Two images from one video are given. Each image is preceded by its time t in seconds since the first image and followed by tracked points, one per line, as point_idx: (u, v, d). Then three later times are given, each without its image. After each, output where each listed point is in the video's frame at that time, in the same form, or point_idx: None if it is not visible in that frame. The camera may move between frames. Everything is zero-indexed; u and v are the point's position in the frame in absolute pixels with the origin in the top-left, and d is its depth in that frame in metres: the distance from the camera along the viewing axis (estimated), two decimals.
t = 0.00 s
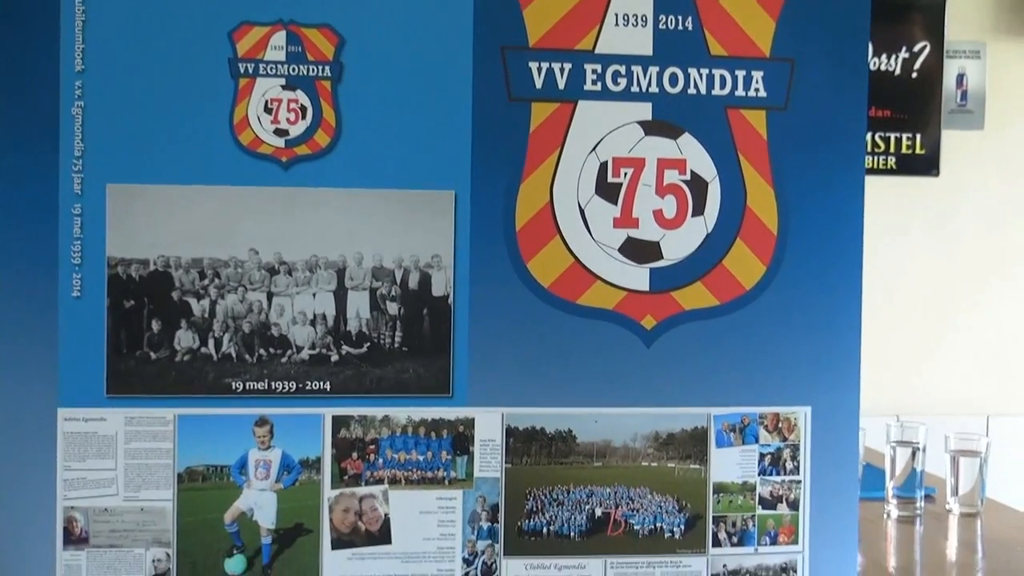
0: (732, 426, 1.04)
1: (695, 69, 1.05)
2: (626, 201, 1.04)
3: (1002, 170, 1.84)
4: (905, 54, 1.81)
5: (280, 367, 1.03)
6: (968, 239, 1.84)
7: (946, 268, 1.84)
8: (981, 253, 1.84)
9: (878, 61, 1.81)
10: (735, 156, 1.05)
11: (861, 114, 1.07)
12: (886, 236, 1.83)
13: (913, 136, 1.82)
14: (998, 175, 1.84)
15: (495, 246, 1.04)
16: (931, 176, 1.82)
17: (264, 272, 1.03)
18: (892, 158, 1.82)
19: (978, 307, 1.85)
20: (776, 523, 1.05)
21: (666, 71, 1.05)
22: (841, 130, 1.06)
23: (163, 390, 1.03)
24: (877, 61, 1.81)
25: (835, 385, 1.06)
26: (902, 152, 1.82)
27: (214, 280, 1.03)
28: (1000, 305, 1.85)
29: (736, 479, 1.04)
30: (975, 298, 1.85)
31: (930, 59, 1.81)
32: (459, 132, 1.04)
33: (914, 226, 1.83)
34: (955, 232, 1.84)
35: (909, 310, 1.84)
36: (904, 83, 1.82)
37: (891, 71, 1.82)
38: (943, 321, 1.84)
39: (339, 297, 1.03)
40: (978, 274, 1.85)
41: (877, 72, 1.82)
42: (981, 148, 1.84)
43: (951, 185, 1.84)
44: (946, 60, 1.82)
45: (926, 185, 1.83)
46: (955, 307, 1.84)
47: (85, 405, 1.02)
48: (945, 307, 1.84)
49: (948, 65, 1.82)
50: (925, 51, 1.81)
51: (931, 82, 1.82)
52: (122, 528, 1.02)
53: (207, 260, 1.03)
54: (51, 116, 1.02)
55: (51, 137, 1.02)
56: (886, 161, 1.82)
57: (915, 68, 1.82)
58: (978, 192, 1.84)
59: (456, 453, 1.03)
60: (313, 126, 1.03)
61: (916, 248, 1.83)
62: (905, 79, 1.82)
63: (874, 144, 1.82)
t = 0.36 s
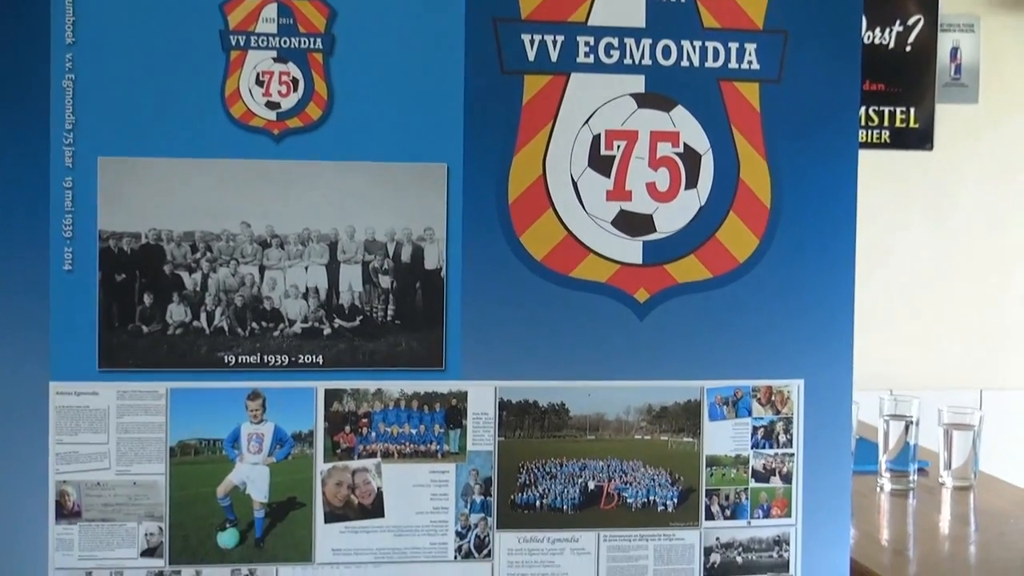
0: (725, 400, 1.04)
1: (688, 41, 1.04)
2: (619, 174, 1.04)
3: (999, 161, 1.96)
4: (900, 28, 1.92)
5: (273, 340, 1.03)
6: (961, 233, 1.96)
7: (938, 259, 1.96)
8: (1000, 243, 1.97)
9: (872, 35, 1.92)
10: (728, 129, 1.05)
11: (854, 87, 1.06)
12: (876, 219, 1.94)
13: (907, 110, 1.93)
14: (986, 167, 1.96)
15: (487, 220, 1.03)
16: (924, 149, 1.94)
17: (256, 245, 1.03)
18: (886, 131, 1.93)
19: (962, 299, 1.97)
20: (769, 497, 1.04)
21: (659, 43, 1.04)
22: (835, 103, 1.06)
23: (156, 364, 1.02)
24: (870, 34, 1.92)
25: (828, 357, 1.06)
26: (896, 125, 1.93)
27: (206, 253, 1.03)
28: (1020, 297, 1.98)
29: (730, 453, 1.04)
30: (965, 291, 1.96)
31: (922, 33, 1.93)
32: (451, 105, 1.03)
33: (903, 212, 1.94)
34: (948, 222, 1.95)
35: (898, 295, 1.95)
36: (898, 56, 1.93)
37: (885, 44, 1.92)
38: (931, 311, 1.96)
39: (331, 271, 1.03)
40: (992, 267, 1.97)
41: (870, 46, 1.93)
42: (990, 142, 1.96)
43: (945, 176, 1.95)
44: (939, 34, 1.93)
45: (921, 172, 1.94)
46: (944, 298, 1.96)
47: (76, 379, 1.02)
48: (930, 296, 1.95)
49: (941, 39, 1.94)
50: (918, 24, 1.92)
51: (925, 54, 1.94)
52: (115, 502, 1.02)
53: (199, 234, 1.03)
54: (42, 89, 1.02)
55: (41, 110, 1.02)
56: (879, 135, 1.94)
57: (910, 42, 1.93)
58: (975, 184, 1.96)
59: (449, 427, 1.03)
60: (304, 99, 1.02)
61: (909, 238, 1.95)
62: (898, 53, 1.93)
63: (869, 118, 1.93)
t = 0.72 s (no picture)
0: (719, 375, 1.05)
1: (683, 17, 1.04)
2: (614, 149, 1.04)
3: (987, 151, 2.10)
4: (895, 6, 2.06)
5: (267, 315, 1.03)
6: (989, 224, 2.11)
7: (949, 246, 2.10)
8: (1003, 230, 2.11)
9: (869, 13, 2.06)
10: (723, 105, 1.05)
11: (849, 62, 1.06)
12: (866, 196, 2.07)
13: (901, 88, 2.07)
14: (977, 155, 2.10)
15: (481, 195, 1.03)
16: (918, 127, 2.07)
17: (250, 220, 1.03)
18: (880, 109, 2.06)
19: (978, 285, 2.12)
20: (762, 473, 1.05)
21: (653, 19, 1.04)
22: (830, 80, 1.06)
23: (150, 338, 1.02)
24: (866, 13, 2.06)
25: (823, 334, 1.06)
26: (890, 103, 2.07)
27: (200, 228, 1.03)
28: (1002, 282, 2.13)
29: (723, 428, 1.04)
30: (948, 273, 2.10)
31: (916, 13, 2.07)
32: (446, 80, 1.03)
33: (892, 192, 2.08)
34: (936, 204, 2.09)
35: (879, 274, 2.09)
36: (896, 33, 2.07)
37: (880, 23, 2.06)
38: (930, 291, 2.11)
39: (325, 246, 1.03)
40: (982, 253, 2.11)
41: (868, 24, 2.06)
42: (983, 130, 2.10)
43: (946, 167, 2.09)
44: (935, 13, 2.07)
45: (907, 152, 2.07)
46: (939, 286, 2.10)
47: (71, 353, 1.02)
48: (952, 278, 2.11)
49: (937, 16, 2.08)
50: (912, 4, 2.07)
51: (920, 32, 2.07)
52: (109, 477, 1.02)
53: (193, 209, 1.02)
54: (35, 63, 1.01)
55: (34, 84, 1.01)
56: (874, 113, 2.07)
57: (904, 20, 2.06)
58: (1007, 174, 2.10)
59: (443, 402, 1.03)
60: (298, 73, 1.02)
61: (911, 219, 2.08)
62: (897, 30, 2.07)
63: (863, 97, 2.06)
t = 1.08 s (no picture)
0: (713, 350, 1.05)
1: None
2: (609, 124, 1.04)
3: (982, 133, 2.09)
4: None
5: (262, 290, 1.03)
6: None
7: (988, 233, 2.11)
8: (958, 214, 2.10)
9: None
10: (718, 81, 1.05)
11: (844, 38, 1.06)
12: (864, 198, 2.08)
13: (896, 65, 2.04)
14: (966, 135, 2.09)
15: (476, 170, 1.03)
16: (914, 104, 2.06)
17: (245, 194, 1.03)
18: (876, 86, 2.05)
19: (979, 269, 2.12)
20: (756, 448, 1.05)
21: None
22: (825, 55, 1.06)
23: (145, 312, 1.02)
24: None
25: (817, 310, 1.06)
26: (885, 80, 2.05)
27: (195, 202, 1.02)
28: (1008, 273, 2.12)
29: (718, 404, 1.05)
30: (946, 267, 2.11)
31: None
32: (440, 55, 1.03)
33: (891, 184, 2.08)
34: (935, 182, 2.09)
35: (875, 267, 2.09)
36: (890, 9, 2.03)
37: None
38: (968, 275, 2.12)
39: (320, 220, 1.03)
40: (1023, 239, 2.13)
41: None
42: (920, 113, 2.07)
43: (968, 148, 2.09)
44: None
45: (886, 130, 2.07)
46: (960, 279, 2.11)
47: (66, 327, 1.02)
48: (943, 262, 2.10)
49: None
50: None
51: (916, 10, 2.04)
52: (103, 451, 1.02)
53: (188, 182, 1.02)
54: (29, 37, 1.01)
55: (29, 58, 1.01)
56: (870, 91, 2.05)
57: None
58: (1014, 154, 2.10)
59: (437, 376, 1.03)
60: (294, 48, 1.02)
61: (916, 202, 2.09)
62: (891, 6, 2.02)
63: (858, 73, 2.04)
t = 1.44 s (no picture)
0: (711, 327, 1.05)
1: None
2: (609, 100, 1.04)
3: (982, 120, 2.30)
4: None
5: (260, 263, 1.03)
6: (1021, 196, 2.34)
7: (956, 212, 2.33)
8: (958, 203, 2.32)
9: None
10: (718, 57, 1.04)
11: (845, 15, 1.06)
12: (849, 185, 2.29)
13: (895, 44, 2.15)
14: (962, 123, 2.30)
15: (475, 145, 1.03)
16: (914, 82, 2.24)
17: (244, 167, 1.02)
18: (874, 66, 2.17)
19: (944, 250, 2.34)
20: (754, 425, 1.05)
21: None
22: (826, 33, 1.06)
23: (143, 285, 1.02)
24: None
25: (815, 288, 1.06)
26: (885, 60, 2.17)
27: (193, 175, 1.02)
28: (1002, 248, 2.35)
29: (715, 380, 1.05)
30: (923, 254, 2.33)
31: None
32: (441, 29, 1.03)
33: (895, 165, 2.30)
34: (939, 170, 2.32)
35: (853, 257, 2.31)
36: None
37: None
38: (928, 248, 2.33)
39: (319, 194, 1.03)
40: (1000, 227, 2.35)
41: None
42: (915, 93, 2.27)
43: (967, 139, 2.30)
44: None
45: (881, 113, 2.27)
46: (934, 258, 2.34)
47: (64, 299, 1.02)
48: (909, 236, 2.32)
49: None
50: None
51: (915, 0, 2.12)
52: (101, 423, 1.02)
53: (187, 155, 1.02)
54: (28, 7, 1.01)
55: (27, 29, 1.01)
56: (870, 69, 2.18)
57: None
58: (995, 144, 2.32)
59: (436, 351, 1.03)
60: (293, 21, 1.02)
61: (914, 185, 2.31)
62: None
63: (858, 54, 2.15)
